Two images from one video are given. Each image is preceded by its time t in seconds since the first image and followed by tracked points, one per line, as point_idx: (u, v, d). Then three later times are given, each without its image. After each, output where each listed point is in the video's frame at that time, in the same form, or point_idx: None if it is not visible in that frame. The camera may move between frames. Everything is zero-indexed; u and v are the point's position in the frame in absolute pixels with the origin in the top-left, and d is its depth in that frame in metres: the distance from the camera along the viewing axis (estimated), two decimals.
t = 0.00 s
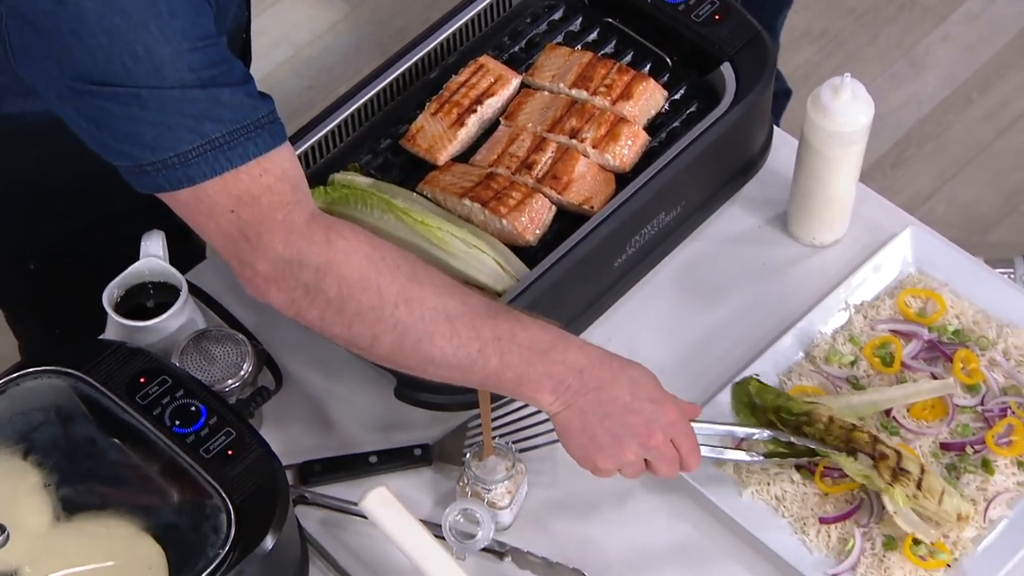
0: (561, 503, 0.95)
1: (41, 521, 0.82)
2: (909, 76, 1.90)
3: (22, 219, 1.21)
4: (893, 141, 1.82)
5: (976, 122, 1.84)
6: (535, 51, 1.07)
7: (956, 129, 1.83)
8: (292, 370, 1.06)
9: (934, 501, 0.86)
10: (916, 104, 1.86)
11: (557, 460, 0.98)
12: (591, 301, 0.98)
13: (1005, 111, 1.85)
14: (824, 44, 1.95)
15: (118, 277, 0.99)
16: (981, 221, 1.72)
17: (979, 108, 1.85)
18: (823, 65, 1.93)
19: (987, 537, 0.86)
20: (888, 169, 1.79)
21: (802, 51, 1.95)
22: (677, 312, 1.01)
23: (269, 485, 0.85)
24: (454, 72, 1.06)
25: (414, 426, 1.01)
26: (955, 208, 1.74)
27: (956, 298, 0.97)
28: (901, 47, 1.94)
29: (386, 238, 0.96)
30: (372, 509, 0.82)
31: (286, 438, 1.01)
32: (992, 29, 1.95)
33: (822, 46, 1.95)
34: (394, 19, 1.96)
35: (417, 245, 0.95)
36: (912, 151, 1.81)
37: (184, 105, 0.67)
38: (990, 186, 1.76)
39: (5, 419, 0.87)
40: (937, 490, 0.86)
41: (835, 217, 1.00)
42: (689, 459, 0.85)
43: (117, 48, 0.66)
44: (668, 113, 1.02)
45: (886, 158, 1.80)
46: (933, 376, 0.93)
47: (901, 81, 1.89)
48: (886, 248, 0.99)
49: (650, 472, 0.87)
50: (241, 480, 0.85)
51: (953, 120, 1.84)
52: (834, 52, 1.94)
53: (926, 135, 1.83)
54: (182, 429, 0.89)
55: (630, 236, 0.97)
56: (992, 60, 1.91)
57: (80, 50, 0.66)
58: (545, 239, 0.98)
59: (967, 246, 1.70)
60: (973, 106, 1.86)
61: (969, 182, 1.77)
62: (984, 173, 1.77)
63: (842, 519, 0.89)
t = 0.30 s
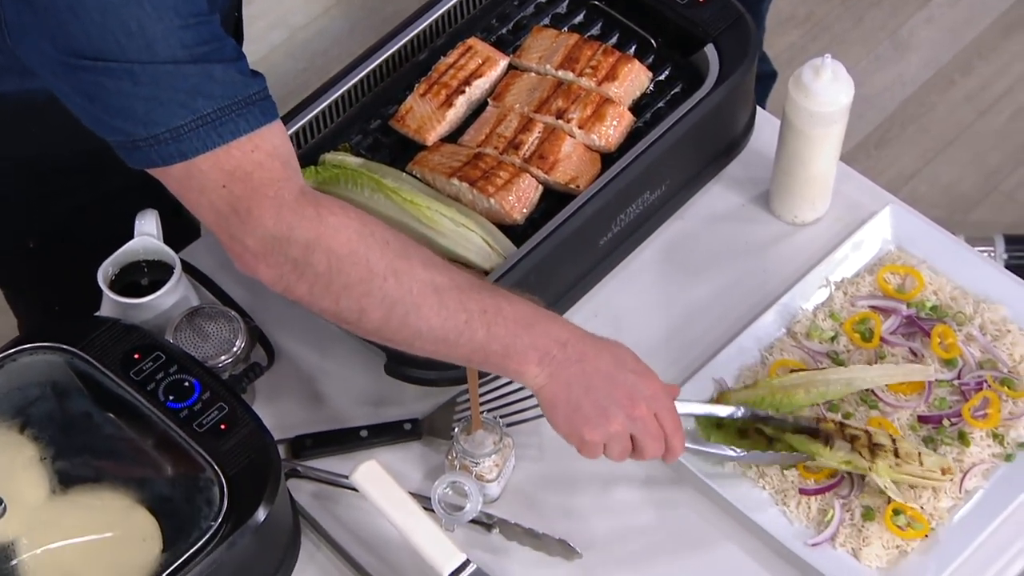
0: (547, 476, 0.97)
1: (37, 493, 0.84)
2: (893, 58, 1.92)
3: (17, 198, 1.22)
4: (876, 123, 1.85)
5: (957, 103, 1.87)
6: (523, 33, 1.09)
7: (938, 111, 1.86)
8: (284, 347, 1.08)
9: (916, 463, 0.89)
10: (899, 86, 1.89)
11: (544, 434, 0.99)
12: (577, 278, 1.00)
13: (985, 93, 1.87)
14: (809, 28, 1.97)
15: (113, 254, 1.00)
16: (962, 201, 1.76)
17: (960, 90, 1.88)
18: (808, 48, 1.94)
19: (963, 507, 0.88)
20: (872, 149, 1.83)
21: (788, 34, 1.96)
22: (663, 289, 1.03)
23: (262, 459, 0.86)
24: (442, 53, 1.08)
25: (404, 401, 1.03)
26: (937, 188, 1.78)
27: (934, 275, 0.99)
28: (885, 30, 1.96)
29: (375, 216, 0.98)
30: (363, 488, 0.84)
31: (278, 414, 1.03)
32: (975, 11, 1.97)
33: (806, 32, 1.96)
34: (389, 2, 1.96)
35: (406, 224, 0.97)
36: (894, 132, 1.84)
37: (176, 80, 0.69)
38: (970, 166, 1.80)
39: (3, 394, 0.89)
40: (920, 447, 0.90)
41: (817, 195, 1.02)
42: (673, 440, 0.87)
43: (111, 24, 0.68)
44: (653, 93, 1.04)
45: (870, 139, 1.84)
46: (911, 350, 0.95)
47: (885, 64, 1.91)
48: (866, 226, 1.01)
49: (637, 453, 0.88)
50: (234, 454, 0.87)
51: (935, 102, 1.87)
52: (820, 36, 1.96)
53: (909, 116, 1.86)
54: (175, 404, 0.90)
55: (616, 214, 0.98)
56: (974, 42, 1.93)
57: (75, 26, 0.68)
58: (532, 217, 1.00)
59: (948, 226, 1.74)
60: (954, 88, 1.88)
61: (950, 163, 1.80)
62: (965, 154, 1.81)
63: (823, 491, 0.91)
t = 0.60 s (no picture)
0: (534, 462, 0.98)
1: (33, 478, 0.86)
2: (877, 52, 1.95)
3: (13, 188, 1.24)
4: (861, 115, 1.88)
5: (940, 96, 1.89)
6: (511, 27, 1.11)
7: (921, 103, 1.88)
8: (277, 334, 1.10)
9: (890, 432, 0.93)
10: (883, 79, 1.92)
11: (532, 418, 1.01)
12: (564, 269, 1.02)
13: (967, 86, 1.90)
14: (795, 22, 2.00)
15: (109, 245, 1.02)
16: (944, 192, 1.78)
17: (942, 83, 1.90)
18: (794, 42, 1.98)
19: (941, 490, 0.90)
20: (856, 142, 1.85)
21: (773, 28, 2.00)
22: (649, 279, 1.05)
23: (254, 444, 0.88)
24: (432, 47, 1.09)
25: (394, 387, 1.05)
26: (920, 178, 1.80)
27: (914, 263, 1.01)
28: (869, 24, 1.99)
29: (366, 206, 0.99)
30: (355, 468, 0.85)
31: (271, 400, 1.05)
32: (957, 5, 2.00)
33: (792, 25, 1.99)
34: None
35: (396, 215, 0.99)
36: (879, 124, 1.86)
37: (168, 67, 0.71)
38: (953, 157, 1.82)
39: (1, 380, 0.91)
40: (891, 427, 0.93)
41: (799, 185, 1.04)
42: (683, 367, 0.90)
43: (102, 15, 0.69)
44: (638, 86, 1.06)
45: (855, 131, 1.86)
46: (891, 337, 0.98)
47: (869, 57, 1.94)
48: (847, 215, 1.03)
49: (653, 380, 0.90)
50: (227, 440, 0.88)
51: (918, 94, 1.89)
52: (804, 29, 1.99)
53: (893, 108, 1.88)
54: (170, 391, 0.91)
55: (602, 205, 1.00)
56: (956, 36, 1.96)
57: (68, 17, 0.70)
58: (520, 208, 1.01)
59: (931, 216, 1.76)
60: (937, 81, 1.91)
61: (933, 154, 1.82)
62: (947, 145, 1.83)
63: (805, 475, 0.92)
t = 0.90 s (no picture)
0: (523, 457, 1.00)
1: (31, 474, 0.87)
2: (862, 55, 1.99)
3: (11, 189, 1.26)
4: (846, 117, 1.92)
5: (924, 99, 1.93)
6: (500, 31, 1.13)
7: (904, 105, 1.92)
8: (271, 332, 1.11)
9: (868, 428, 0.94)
10: (867, 82, 1.95)
11: (521, 414, 1.02)
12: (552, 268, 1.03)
13: (950, 88, 1.94)
14: (782, 26, 2.04)
15: (105, 245, 1.04)
16: (926, 193, 1.82)
17: (926, 85, 1.94)
18: (780, 46, 2.02)
19: (921, 483, 0.91)
20: (841, 143, 1.89)
21: (760, 32, 2.04)
22: (636, 277, 1.07)
23: (248, 439, 0.90)
24: (423, 50, 1.12)
25: (385, 384, 1.07)
26: (903, 180, 1.84)
27: (895, 262, 1.04)
28: (853, 28, 2.03)
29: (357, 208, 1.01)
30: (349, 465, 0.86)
31: (265, 396, 1.07)
32: (941, 10, 2.04)
33: (779, 28, 2.03)
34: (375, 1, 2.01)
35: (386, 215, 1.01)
36: (864, 126, 1.91)
37: (166, 72, 0.73)
38: (935, 159, 1.86)
39: None
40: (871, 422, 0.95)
41: (783, 185, 1.06)
42: (670, 361, 0.91)
43: (102, 19, 0.71)
44: (625, 89, 1.08)
45: (839, 133, 1.90)
46: (873, 334, 1.00)
47: (853, 61, 1.98)
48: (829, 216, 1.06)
49: (640, 375, 0.92)
50: (221, 436, 0.90)
51: (902, 97, 1.93)
52: (791, 34, 2.03)
53: (877, 111, 1.92)
54: (165, 388, 0.93)
55: (590, 205, 1.02)
56: (939, 39, 2.00)
57: (68, 20, 0.71)
58: (509, 208, 1.03)
59: (913, 216, 1.80)
60: (920, 83, 1.95)
61: (916, 155, 1.86)
62: (930, 147, 1.87)
63: (788, 469, 0.94)
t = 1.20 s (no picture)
0: (514, 453, 1.01)
1: (30, 471, 0.89)
2: (848, 59, 2.05)
3: (11, 189, 1.28)
4: (832, 120, 1.98)
5: (909, 101, 1.98)
6: (491, 36, 1.15)
7: (890, 108, 1.98)
8: (268, 331, 1.13)
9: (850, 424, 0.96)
10: (854, 85, 2.01)
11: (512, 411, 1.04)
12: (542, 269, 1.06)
13: (935, 91, 1.99)
14: (770, 31, 2.09)
15: (102, 246, 1.06)
16: (912, 193, 1.87)
17: (911, 88, 2.00)
18: (769, 50, 2.07)
19: (903, 478, 0.93)
20: (828, 145, 1.95)
21: (750, 36, 2.09)
22: (625, 276, 1.09)
23: (242, 436, 0.91)
24: (415, 54, 1.13)
25: (380, 381, 1.08)
26: (889, 180, 1.89)
27: (877, 261, 1.06)
28: (840, 33, 2.08)
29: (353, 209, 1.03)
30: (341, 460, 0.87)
31: (260, 394, 1.09)
32: (926, 14, 2.09)
33: (768, 33, 2.08)
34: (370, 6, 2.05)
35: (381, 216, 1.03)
36: (849, 129, 1.96)
37: (171, 73, 0.75)
38: (920, 160, 1.91)
39: None
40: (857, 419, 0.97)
41: (769, 186, 1.09)
42: (661, 364, 0.93)
43: (106, 24, 0.73)
44: (613, 92, 1.10)
45: (827, 135, 1.96)
46: (856, 333, 1.02)
47: (840, 64, 2.04)
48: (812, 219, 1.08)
49: (631, 375, 0.93)
50: (217, 433, 0.92)
51: (888, 100, 1.99)
52: (778, 38, 2.08)
53: (863, 113, 1.98)
54: (161, 385, 0.95)
55: (579, 206, 1.04)
56: (924, 43, 2.05)
57: (72, 26, 0.73)
58: (499, 209, 1.05)
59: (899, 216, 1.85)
60: (906, 86, 2.00)
61: (901, 157, 1.92)
62: (915, 148, 1.93)
63: (773, 465, 0.96)
